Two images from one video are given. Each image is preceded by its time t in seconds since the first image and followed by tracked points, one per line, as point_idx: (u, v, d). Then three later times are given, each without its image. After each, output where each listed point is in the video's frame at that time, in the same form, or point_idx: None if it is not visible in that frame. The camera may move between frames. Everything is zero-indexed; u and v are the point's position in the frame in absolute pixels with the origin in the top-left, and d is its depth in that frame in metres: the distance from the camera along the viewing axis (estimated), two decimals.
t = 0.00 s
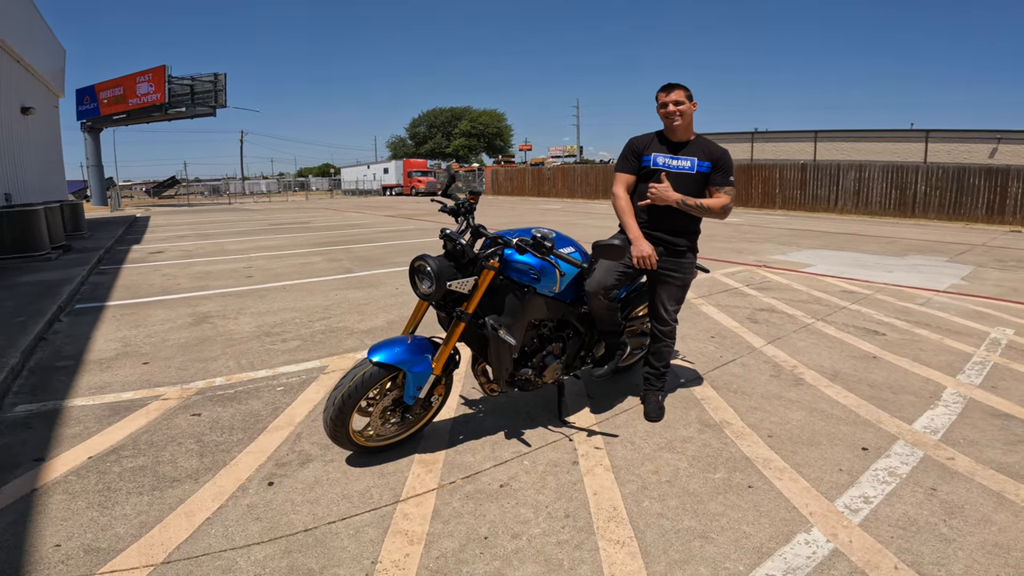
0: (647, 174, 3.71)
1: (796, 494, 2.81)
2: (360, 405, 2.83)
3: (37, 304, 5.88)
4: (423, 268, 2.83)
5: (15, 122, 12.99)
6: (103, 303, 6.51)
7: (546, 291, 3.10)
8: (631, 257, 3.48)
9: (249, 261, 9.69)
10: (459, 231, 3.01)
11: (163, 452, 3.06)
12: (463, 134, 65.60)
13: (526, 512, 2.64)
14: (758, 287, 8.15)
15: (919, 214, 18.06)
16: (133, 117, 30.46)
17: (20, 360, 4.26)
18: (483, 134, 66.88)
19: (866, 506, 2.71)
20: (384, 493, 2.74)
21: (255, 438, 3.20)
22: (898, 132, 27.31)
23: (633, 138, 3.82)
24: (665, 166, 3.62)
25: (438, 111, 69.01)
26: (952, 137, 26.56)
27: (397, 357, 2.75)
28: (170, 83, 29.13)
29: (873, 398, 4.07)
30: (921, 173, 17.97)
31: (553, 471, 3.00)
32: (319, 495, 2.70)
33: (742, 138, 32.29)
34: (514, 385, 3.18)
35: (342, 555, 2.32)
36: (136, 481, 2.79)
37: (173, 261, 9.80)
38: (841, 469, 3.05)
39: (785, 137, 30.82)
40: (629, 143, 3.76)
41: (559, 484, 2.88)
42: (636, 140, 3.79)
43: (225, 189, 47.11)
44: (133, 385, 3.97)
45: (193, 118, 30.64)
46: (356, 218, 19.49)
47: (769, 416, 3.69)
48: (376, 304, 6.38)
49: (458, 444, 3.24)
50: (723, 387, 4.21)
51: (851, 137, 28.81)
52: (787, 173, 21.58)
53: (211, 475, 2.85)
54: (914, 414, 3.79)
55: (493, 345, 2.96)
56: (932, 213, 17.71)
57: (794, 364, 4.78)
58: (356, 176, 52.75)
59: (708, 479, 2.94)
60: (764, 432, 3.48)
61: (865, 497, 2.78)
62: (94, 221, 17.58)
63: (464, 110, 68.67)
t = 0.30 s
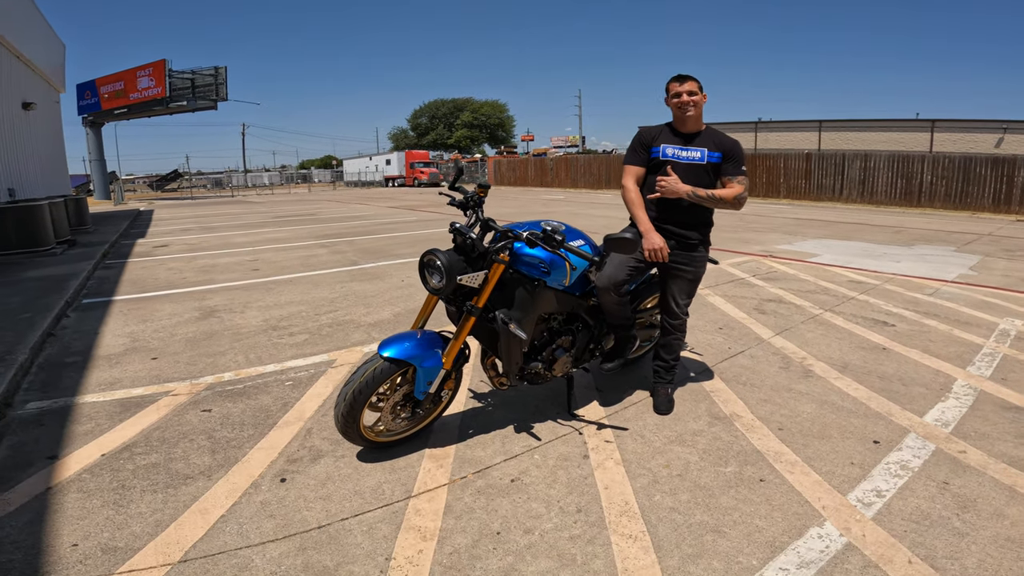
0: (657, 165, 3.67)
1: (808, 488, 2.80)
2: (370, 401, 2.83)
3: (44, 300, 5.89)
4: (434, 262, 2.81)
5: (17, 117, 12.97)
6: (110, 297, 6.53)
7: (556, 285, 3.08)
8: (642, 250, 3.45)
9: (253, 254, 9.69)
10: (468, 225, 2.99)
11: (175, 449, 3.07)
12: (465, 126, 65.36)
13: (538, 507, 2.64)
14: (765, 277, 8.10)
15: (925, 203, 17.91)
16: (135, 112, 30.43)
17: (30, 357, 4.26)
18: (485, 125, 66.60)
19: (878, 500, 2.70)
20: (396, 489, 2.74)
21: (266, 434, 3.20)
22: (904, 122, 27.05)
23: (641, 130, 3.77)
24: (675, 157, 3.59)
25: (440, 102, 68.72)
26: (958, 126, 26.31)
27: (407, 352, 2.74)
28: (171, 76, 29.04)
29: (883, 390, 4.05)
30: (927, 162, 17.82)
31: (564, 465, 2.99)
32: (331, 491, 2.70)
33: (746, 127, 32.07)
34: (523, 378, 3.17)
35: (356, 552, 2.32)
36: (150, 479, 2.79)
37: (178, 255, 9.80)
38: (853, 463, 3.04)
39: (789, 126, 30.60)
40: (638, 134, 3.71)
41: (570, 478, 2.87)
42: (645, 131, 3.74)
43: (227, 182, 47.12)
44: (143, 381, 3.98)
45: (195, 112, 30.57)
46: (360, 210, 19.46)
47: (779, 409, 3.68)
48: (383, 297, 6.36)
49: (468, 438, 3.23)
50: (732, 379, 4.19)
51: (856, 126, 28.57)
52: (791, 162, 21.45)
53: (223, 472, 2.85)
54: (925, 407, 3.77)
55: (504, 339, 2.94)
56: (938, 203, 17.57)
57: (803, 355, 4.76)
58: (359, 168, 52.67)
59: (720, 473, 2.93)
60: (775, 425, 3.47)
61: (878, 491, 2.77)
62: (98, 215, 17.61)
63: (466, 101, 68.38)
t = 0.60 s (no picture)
0: (663, 157, 3.64)
1: (815, 476, 2.82)
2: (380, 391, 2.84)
3: (51, 295, 5.92)
4: (442, 253, 2.82)
5: (18, 114, 12.96)
6: (116, 292, 6.55)
7: (564, 274, 3.09)
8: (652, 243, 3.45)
9: (257, 249, 9.70)
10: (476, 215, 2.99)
11: (187, 442, 3.09)
12: (466, 119, 65.21)
13: (547, 496, 2.66)
14: (769, 268, 8.10)
15: (928, 194, 17.83)
16: (135, 108, 30.38)
17: (39, 352, 4.29)
18: (485, 119, 66.43)
19: (886, 488, 2.71)
20: (406, 479, 2.76)
21: (276, 426, 3.22)
22: (907, 114, 26.86)
23: (646, 121, 3.72)
24: (683, 148, 3.57)
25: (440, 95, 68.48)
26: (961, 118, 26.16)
27: (416, 342, 2.75)
28: (170, 73, 28.95)
29: (889, 379, 4.06)
30: (930, 153, 17.73)
31: (572, 455, 3.00)
32: (342, 482, 2.73)
33: (748, 119, 31.93)
34: (531, 368, 3.18)
35: (369, 542, 2.34)
36: (163, 471, 2.82)
37: (182, 250, 9.82)
38: (859, 451, 3.05)
39: (791, 118, 30.47)
40: (644, 126, 3.66)
41: (579, 467, 2.89)
42: (651, 122, 3.69)
43: (229, 177, 47.13)
44: (153, 375, 4.00)
45: (195, 108, 30.53)
46: (363, 203, 19.46)
47: (785, 398, 3.69)
48: (387, 290, 6.38)
49: (476, 428, 3.25)
50: (738, 369, 4.21)
51: (858, 117, 28.42)
52: (794, 154, 21.38)
53: (235, 464, 2.87)
54: (931, 396, 3.78)
55: (512, 329, 2.95)
56: (942, 193, 17.49)
57: (808, 345, 4.77)
58: (360, 162, 52.62)
59: (727, 461, 2.95)
60: (781, 414, 3.48)
61: (885, 480, 2.79)
62: (101, 211, 17.62)
63: (466, 94, 68.14)
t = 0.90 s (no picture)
0: (669, 154, 3.62)
1: (815, 470, 2.85)
2: (385, 386, 2.87)
3: (56, 293, 5.95)
4: (446, 248, 2.84)
5: (20, 113, 12.99)
6: (120, 289, 6.59)
7: (566, 270, 3.10)
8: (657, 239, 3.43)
9: (260, 246, 9.74)
10: (479, 211, 3.01)
11: (193, 437, 3.12)
12: (466, 117, 65.23)
13: (550, 490, 2.69)
14: (770, 264, 8.12)
15: (930, 191, 17.81)
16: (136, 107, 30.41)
17: (45, 349, 4.32)
18: (486, 116, 66.41)
19: (886, 483, 2.74)
20: (410, 473, 2.79)
21: (281, 422, 3.26)
22: (909, 111, 26.81)
23: (651, 116, 3.67)
24: (690, 146, 3.56)
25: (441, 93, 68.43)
26: (963, 115, 26.12)
27: (420, 337, 2.78)
28: (171, 71, 28.95)
29: (889, 374, 4.09)
30: (932, 149, 17.71)
31: (574, 449, 3.03)
32: (348, 476, 2.76)
33: (749, 116, 31.90)
34: (533, 363, 3.20)
35: (374, 535, 2.37)
36: (170, 467, 2.85)
37: (185, 248, 9.86)
38: (859, 446, 3.08)
39: (792, 115, 30.45)
40: (650, 121, 3.60)
41: (581, 461, 2.92)
42: (656, 117, 3.65)
43: (230, 175, 47.21)
44: (159, 371, 4.03)
45: (196, 106, 30.55)
46: (364, 201, 19.49)
47: (785, 393, 3.72)
48: (390, 286, 6.41)
49: (479, 423, 3.28)
50: (739, 364, 4.23)
51: (859, 115, 28.36)
52: (795, 151, 21.38)
53: (242, 459, 2.90)
54: (931, 391, 3.80)
55: (515, 323, 2.98)
56: (943, 190, 17.46)
57: (809, 340, 4.79)
58: (361, 160, 52.64)
59: (728, 456, 2.98)
60: (782, 408, 3.51)
61: (885, 474, 2.82)
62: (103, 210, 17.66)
63: (467, 91, 68.06)
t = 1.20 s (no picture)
0: (676, 156, 3.59)
1: (814, 470, 2.89)
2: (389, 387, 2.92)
3: (63, 292, 6.01)
4: (449, 252, 2.89)
5: (23, 113, 13.04)
6: (126, 289, 6.65)
7: (569, 273, 3.13)
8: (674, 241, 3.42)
9: (264, 245, 9.79)
10: (481, 215, 3.04)
11: (202, 437, 3.17)
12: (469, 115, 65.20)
13: (552, 489, 2.74)
14: (772, 263, 8.14)
15: (934, 189, 17.76)
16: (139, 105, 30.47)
17: (54, 349, 4.38)
18: (488, 114, 66.35)
19: (883, 483, 2.78)
20: (415, 472, 2.84)
21: (288, 421, 3.31)
22: (913, 108, 26.69)
23: (657, 116, 3.62)
24: (697, 148, 3.56)
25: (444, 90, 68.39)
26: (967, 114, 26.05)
27: (424, 339, 2.82)
28: (173, 70, 28.99)
29: (889, 374, 4.12)
30: (936, 147, 17.66)
31: (576, 448, 3.08)
32: (353, 475, 2.81)
33: (752, 114, 31.84)
34: (536, 364, 3.25)
35: (380, 534, 2.43)
36: (180, 466, 2.90)
37: (190, 247, 9.92)
38: (857, 446, 3.12)
39: (796, 113, 30.40)
40: (658, 121, 3.56)
41: (583, 461, 2.97)
42: (662, 117, 3.60)
43: (233, 173, 47.31)
44: (166, 371, 4.09)
45: (199, 105, 30.60)
46: (367, 199, 19.52)
47: (785, 393, 3.76)
48: (393, 286, 6.46)
49: (482, 423, 3.33)
50: (739, 364, 4.27)
51: (863, 112, 28.29)
52: (798, 149, 21.35)
53: (249, 459, 2.96)
54: (930, 391, 3.83)
55: (517, 325, 3.02)
56: (947, 188, 17.41)
57: (809, 340, 4.82)
58: (364, 158, 52.69)
59: (728, 455, 3.02)
60: (781, 408, 3.55)
61: (882, 474, 2.85)
62: (107, 208, 17.74)
63: (469, 89, 68.01)
